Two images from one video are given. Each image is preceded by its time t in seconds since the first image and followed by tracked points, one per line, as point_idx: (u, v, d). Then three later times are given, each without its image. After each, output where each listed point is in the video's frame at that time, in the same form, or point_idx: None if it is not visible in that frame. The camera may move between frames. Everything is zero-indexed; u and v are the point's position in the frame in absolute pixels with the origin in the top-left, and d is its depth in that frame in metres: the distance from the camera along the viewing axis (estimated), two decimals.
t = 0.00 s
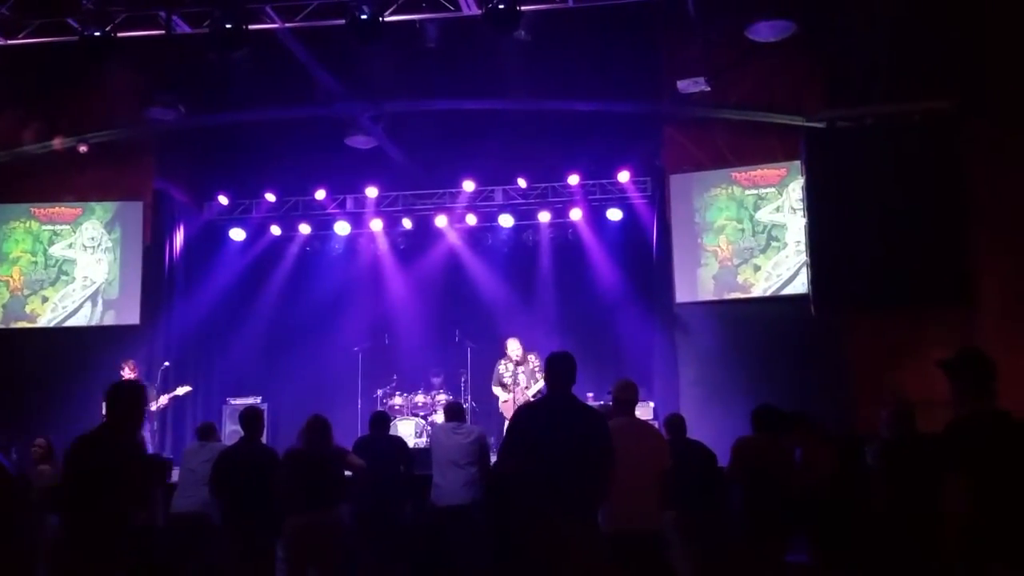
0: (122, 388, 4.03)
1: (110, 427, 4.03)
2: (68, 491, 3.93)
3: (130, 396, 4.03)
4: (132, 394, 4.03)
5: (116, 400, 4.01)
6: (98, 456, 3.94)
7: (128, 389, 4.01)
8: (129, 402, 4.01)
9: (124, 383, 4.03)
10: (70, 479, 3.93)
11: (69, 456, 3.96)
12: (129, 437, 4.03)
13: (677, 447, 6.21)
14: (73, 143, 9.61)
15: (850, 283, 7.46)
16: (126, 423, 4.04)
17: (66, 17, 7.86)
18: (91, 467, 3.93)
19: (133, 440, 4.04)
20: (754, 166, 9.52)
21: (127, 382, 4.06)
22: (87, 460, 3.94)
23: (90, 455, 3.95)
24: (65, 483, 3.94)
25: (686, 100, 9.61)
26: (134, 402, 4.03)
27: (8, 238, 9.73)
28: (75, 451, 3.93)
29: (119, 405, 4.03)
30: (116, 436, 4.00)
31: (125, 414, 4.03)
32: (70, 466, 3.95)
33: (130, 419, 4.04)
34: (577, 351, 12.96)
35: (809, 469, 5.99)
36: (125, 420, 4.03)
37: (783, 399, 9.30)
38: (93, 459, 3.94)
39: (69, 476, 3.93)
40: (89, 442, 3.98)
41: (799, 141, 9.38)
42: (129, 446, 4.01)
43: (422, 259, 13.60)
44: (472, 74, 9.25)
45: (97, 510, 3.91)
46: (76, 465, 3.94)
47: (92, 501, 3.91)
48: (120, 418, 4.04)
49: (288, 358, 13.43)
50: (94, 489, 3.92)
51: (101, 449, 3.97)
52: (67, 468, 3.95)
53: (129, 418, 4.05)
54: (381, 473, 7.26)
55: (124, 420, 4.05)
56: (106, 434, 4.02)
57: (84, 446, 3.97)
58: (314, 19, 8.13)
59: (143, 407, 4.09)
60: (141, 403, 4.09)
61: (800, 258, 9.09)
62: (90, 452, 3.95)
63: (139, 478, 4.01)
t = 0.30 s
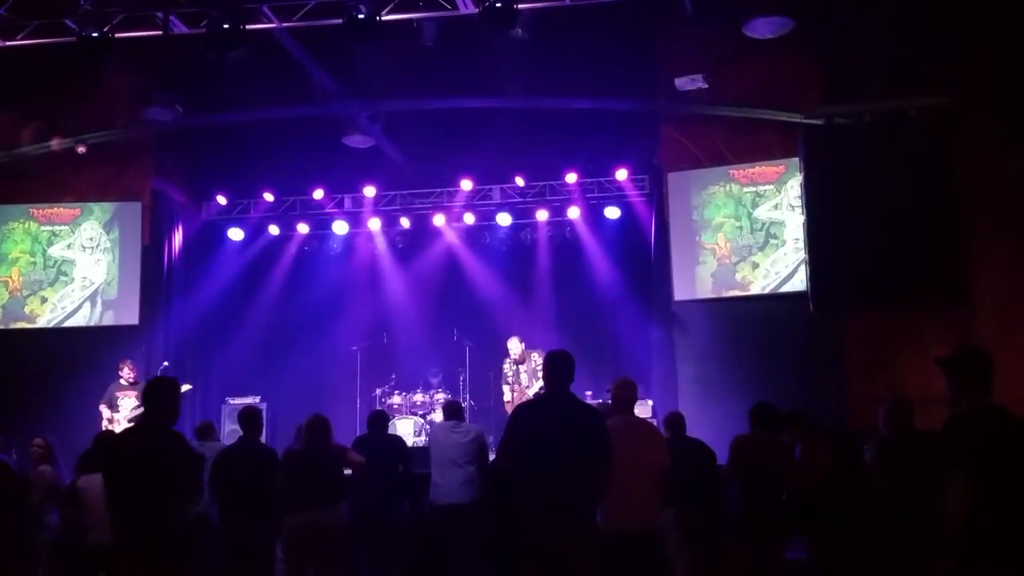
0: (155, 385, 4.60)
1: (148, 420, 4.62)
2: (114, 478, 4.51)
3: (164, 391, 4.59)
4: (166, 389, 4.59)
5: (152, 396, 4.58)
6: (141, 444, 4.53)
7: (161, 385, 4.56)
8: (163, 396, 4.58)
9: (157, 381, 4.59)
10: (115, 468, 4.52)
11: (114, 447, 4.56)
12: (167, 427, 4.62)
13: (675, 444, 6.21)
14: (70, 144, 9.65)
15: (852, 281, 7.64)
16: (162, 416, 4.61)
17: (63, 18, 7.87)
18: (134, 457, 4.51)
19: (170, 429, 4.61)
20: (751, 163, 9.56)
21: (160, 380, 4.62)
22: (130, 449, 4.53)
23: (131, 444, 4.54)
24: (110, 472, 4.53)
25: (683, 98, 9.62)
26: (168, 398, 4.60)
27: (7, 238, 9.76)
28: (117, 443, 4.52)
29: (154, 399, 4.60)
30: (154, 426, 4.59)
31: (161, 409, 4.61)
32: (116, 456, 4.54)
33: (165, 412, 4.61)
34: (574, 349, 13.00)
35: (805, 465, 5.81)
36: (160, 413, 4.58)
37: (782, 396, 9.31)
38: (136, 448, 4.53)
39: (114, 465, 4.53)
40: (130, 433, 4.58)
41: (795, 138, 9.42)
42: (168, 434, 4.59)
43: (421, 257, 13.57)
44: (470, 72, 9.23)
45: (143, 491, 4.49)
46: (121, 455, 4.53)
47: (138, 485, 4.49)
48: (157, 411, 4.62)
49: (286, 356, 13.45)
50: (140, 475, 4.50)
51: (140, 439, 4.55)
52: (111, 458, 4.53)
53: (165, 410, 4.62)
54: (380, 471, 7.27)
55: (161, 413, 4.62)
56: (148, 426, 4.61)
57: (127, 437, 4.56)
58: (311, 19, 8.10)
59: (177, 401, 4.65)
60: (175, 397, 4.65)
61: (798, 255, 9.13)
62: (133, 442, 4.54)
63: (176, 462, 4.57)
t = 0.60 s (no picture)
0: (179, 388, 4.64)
1: (174, 425, 4.67)
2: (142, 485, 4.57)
3: (188, 395, 4.63)
4: (190, 392, 4.63)
5: (176, 399, 4.63)
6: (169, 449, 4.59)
7: (186, 389, 4.60)
8: (188, 400, 4.62)
9: (180, 384, 4.63)
10: (145, 473, 4.57)
11: (141, 453, 4.60)
12: (192, 429, 4.67)
13: (677, 441, 6.20)
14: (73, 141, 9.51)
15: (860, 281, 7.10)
16: (188, 419, 4.66)
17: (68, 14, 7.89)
18: (163, 463, 4.58)
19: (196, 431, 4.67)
20: (756, 159, 9.52)
21: (184, 382, 4.65)
22: (158, 455, 4.58)
23: (157, 449, 4.59)
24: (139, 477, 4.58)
25: (688, 94, 9.53)
26: (194, 400, 4.64)
27: (12, 234, 9.77)
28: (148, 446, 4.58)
29: (178, 402, 4.64)
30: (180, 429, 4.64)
31: (186, 411, 4.66)
32: (143, 462, 4.58)
33: (190, 414, 4.66)
34: (577, 346, 13.01)
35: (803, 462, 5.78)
36: (186, 415, 4.63)
37: (785, 393, 9.29)
38: (163, 453, 4.59)
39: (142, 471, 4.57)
40: (156, 437, 4.63)
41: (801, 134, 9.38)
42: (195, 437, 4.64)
43: (424, 254, 13.51)
44: (473, 66, 9.20)
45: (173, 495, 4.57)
46: (149, 462, 4.58)
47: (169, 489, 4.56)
48: (182, 414, 4.66)
49: (290, 353, 13.39)
50: (169, 480, 4.57)
51: (167, 443, 4.61)
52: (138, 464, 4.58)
53: (190, 412, 4.67)
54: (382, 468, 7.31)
55: (186, 416, 4.66)
56: (173, 430, 4.66)
57: (154, 443, 4.61)
58: (315, 14, 8.12)
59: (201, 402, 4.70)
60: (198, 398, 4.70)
61: (802, 252, 9.16)
62: (161, 447, 4.60)
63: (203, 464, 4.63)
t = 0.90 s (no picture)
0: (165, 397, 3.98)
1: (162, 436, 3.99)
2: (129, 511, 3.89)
3: (177, 402, 3.99)
4: (180, 399, 3.99)
5: (161, 410, 3.97)
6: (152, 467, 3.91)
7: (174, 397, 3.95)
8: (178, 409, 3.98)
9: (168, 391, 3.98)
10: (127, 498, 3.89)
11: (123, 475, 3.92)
12: (182, 441, 4.01)
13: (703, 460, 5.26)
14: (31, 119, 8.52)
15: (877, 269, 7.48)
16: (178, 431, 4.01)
17: None
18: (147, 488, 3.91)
19: (187, 443, 4.00)
20: (787, 141, 8.57)
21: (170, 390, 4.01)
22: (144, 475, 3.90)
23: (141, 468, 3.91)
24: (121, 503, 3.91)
25: (711, 68, 8.66)
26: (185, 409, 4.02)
27: None
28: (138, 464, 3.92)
29: (165, 413, 3.99)
30: (168, 443, 3.98)
31: (175, 422, 4.01)
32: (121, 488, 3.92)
33: (180, 425, 4.02)
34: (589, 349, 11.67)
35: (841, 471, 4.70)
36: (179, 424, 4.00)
37: (817, 400, 8.35)
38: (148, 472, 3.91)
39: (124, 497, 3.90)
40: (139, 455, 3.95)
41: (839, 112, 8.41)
42: (185, 452, 3.97)
43: (420, 245, 12.17)
44: (472, 37, 8.25)
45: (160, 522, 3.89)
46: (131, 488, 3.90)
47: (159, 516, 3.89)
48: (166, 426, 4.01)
49: (272, 355, 12.06)
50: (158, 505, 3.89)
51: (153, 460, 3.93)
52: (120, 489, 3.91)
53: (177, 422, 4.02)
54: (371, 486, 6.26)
55: (173, 428, 4.01)
56: (155, 447, 3.98)
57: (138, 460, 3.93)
58: None
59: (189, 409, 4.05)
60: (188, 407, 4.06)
61: (840, 244, 8.20)
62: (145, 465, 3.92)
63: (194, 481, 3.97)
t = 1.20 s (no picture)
0: (156, 405, 3.40)
1: (153, 448, 3.42)
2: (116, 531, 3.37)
3: (167, 413, 3.40)
4: (172, 409, 3.41)
5: (150, 418, 3.38)
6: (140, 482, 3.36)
7: (162, 405, 3.37)
8: (168, 421, 3.40)
9: (158, 401, 3.39)
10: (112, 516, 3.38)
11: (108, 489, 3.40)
12: (171, 455, 3.44)
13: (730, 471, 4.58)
14: None
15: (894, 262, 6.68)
16: (170, 444, 3.44)
17: None
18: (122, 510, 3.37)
19: (169, 456, 3.43)
20: (820, 122, 7.72)
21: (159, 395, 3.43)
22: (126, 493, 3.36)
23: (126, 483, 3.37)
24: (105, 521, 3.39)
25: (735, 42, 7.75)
26: (172, 420, 3.42)
27: None
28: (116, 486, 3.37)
29: (154, 424, 3.41)
30: (156, 456, 3.41)
31: (162, 433, 3.43)
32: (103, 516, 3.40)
33: (169, 437, 3.44)
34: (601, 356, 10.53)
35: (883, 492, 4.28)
36: (167, 438, 3.42)
37: (854, 411, 7.45)
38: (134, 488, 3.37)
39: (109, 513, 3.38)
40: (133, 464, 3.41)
41: (877, 88, 7.56)
42: (172, 467, 3.40)
43: (413, 238, 11.14)
44: (469, 8, 7.38)
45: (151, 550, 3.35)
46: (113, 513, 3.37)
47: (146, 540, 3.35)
48: (157, 436, 3.44)
49: (251, 358, 11.09)
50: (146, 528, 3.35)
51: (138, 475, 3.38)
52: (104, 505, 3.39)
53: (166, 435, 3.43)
54: (353, 508, 5.33)
55: (164, 440, 3.44)
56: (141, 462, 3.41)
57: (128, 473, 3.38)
58: None
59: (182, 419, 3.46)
60: (180, 416, 3.47)
61: (879, 237, 7.38)
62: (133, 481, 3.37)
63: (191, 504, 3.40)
